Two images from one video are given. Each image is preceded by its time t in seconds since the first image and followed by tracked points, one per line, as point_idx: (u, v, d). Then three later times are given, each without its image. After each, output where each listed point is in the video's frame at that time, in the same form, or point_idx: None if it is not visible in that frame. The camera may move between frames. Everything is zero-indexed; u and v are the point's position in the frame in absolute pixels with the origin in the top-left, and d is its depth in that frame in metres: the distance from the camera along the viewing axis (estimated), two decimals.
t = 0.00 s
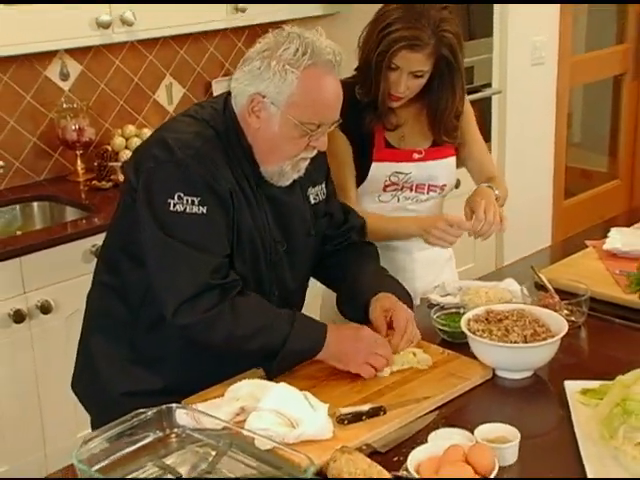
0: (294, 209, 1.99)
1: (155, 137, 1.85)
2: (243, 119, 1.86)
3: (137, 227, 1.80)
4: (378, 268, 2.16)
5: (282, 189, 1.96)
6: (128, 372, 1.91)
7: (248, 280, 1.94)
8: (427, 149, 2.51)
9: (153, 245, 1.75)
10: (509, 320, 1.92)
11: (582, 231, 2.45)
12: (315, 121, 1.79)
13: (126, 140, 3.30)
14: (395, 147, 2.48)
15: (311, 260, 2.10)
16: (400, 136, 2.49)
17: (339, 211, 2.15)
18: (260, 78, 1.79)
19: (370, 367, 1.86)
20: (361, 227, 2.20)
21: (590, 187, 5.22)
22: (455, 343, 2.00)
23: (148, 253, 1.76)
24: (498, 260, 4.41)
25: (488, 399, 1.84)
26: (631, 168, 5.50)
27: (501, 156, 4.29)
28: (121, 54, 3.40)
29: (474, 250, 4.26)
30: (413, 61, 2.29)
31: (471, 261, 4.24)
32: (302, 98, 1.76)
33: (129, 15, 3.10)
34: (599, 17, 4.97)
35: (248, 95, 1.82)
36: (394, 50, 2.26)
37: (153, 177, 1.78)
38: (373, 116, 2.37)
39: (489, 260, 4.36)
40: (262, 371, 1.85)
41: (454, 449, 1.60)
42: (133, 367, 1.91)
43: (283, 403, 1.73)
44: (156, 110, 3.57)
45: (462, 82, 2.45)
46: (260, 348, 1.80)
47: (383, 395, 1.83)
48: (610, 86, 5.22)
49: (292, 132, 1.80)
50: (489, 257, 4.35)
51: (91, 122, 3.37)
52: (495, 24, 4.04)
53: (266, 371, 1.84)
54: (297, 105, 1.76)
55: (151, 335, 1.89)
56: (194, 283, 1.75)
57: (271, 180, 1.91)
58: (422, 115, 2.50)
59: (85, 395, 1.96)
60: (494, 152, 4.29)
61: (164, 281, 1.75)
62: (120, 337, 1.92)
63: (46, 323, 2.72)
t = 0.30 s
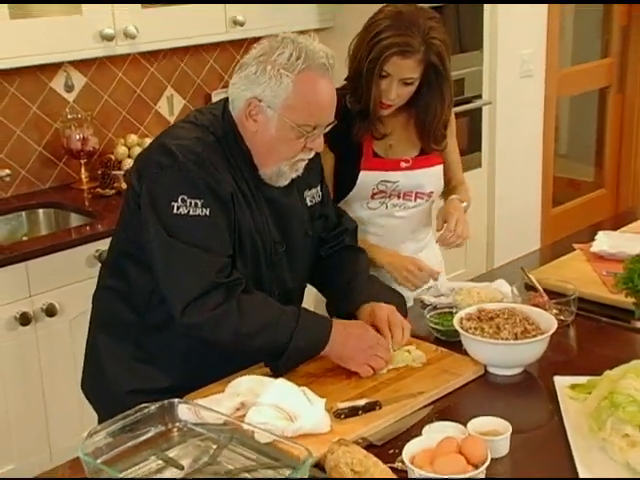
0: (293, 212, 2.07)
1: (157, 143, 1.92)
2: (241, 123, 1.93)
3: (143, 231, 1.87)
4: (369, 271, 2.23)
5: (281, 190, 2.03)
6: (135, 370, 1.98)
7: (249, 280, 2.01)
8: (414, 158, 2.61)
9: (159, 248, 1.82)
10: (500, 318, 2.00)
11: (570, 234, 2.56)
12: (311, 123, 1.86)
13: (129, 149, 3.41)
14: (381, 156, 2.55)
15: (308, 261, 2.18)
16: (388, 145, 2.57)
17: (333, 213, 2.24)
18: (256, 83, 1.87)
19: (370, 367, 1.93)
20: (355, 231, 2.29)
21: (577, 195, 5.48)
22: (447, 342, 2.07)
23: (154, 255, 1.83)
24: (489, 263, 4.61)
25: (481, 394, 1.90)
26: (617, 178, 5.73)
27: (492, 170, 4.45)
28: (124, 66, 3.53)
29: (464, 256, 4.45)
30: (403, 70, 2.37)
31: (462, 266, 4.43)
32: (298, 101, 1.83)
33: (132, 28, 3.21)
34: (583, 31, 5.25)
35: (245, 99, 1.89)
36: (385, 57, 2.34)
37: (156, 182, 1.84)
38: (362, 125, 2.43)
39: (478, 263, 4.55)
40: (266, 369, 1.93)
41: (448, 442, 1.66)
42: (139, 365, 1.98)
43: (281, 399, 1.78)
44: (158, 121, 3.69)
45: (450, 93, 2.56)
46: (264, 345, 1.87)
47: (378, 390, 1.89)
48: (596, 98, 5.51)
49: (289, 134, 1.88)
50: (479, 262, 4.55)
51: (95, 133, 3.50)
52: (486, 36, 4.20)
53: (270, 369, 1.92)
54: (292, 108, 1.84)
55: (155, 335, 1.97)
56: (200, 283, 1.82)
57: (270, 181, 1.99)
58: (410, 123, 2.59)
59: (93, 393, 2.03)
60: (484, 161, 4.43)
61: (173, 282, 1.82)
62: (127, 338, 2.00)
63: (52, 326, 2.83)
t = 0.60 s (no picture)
0: (292, 222, 2.13)
1: (164, 150, 1.99)
2: (245, 134, 2.00)
3: (147, 235, 1.92)
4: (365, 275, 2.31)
5: (283, 200, 2.10)
6: (137, 371, 2.06)
7: (249, 286, 2.07)
8: (401, 170, 2.67)
9: (162, 251, 1.87)
10: (493, 319, 2.06)
11: (557, 241, 2.73)
12: (314, 135, 1.93)
13: (132, 158, 3.52)
14: (367, 168, 2.62)
15: (307, 267, 2.25)
16: (376, 158, 2.65)
17: (330, 222, 2.32)
18: (261, 95, 1.93)
19: (360, 357, 2.01)
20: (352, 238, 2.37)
21: (566, 204, 5.67)
22: (442, 342, 2.15)
23: (157, 258, 1.88)
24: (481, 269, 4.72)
25: (474, 393, 1.95)
26: (604, 185, 5.94)
27: (484, 178, 4.54)
28: (127, 79, 3.61)
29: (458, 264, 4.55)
30: (395, 85, 2.44)
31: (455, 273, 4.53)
32: (300, 114, 1.90)
33: (135, 41, 3.29)
34: (573, 48, 5.45)
35: (250, 111, 1.96)
36: (379, 71, 2.41)
37: (161, 188, 1.90)
38: (352, 136, 2.51)
39: (473, 263, 4.68)
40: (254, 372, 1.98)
41: (443, 438, 1.67)
42: (144, 366, 2.06)
43: (281, 397, 1.82)
44: (160, 132, 3.78)
45: (437, 107, 2.65)
46: (258, 354, 1.94)
47: (375, 389, 1.95)
48: (584, 111, 5.68)
49: (292, 145, 1.95)
50: (472, 265, 4.68)
51: (100, 145, 3.58)
52: (476, 49, 4.29)
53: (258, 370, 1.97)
54: (295, 121, 1.91)
55: (158, 338, 2.04)
56: (200, 287, 1.88)
57: (272, 190, 2.06)
58: (397, 135, 2.67)
59: (97, 393, 2.11)
60: (477, 170, 4.52)
61: (173, 285, 1.87)
62: (130, 339, 2.07)
63: (57, 329, 2.92)
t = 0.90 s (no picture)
0: (291, 228, 2.17)
1: (164, 160, 2.02)
2: (243, 143, 2.04)
3: (149, 241, 1.96)
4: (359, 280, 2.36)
5: (281, 207, 2.14)
6: (139, 377, 2.09)
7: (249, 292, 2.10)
8: (401, 180, 2.71)
9: (164, 256, 1.90)
10: (489, 324, 2.10)
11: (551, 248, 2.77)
12: (311, 144, 1.97)
13: (132, 169, 3.56)
14: (369, 179, 2.66)
15: (304, 276, 2.28)
16: (375, 168, 2.69)
17: (325, 230, 2.36)
18: (258, 105, 1.97)
19: (359, 367, 2.03)
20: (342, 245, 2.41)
21: (559, 214, 5.73)
22: (438, 347, 2.19)
23: (159, 263, 1.91)
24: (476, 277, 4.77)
25: (470, 397, 1.98)
26: (596, 197, 5.99)
27: (479, 189, 4.58)
28: (128, 91, 3.66)
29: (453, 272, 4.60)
30: (391, 98, 2.48)
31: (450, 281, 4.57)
32: (297, 123, 1.94)
33: (136, 54, 3.34)
34: (564, 60, 5.52)
35: (247, 120, 2.00)
36: (374, 84, 2.45)
37: (162, 194, 1.94)
38: (350, 148, 2.54)
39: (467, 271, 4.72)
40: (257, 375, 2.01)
41: (440, 439, 1.70)
42: (145, 372, 2.09)
43: (279, 400, 1.83)
44: (160, 143, 3.82)
45: (434, 117, 2.66)
46: (260, 354, 1.96)
47: (372, 393, 1.98)
48: (576, 123, 5.74)
49: (289, 154, 1.99)
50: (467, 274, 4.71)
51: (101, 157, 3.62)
52: (470, 60, 4.35)
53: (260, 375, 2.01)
54: (293, 130, 1.94)
55: (159, 344, 2.08)
56: (202, 290, 1.91)
57: (270, 198, 2.09)
58: (396, 145, 2.71)
59: (100, 397, 2.15)
60: (471, 180, 4.56)
61: (175, 289, 1.90)
62: (131, 347, 2.10)
63: (59, 337, 2.95)
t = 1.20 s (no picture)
0: (288, 239, 2.20)
1: (163, 171, 2.05)
2: (243, 156, 2.07)
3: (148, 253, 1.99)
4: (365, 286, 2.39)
5: (279, 219, 2.17)
6: (138, 385, 2.11)
7: (246, 303, 2.13)
8: (405, 193, 2.72)
9: (162, 266, 1.93)
10: (485, 333, 2.13)
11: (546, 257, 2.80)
12: (309, 158, 2.00)
13: (134, 181, 3.59)
14: (373, 191, 2.68)
15: (303, 285, 2.31)
16: (379, 180, 2.70)
17: (326, 239, 2.39)
18: (258, 119, 2.00)
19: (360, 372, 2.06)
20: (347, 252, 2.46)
21: (554, 223, 5.76)
22: (436, 355, 2.22)
23: (158, 274, 1.94)
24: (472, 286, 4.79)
25: (467, 405, 2.01)
26: (589, 207, 6.02)
27: (474, 199, 4.62)
28: (129, 103, 3.69)
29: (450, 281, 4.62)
30: (393, 114, 2.51)
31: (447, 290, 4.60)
32: (297, 137, 1.97)
33: (137, 66, 3.37)
34: (558, 72, 5.56)
35: (247, 133, 2.02)
36: (375, 100, 2.48)
37: (161, 206, 1.97)
38: (353, 163, 2.58)
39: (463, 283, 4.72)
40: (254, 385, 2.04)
41: (437, 447, 1.72)
42: (145, 381, 2.12)
43: (279, 409, 1.85)
44: (160, 153, 3.85)
45: (437, 132, 2.70)
46: (257, 365, 1.98)
47: (371, 400, 2.01)
48: (570, 133, 5.77)
49: (288, 168, 2.02)
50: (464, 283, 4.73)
51: (103, 168, 3.66)
52: (466, 72, 4.38)
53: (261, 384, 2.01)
54: (291, 143, 1.97)
55: (159, 354, 2.10)
56: (199, 301, 1.93)
57: (268, 210, 2.12)
58: (399, 160, 2.74)
59: (101, 406, 2.17)
60: (467, 189, 4.59)
61: (173, 299, 1.93)
62: (132, 355, 2.13)
63: (61, 345, 2.97)
